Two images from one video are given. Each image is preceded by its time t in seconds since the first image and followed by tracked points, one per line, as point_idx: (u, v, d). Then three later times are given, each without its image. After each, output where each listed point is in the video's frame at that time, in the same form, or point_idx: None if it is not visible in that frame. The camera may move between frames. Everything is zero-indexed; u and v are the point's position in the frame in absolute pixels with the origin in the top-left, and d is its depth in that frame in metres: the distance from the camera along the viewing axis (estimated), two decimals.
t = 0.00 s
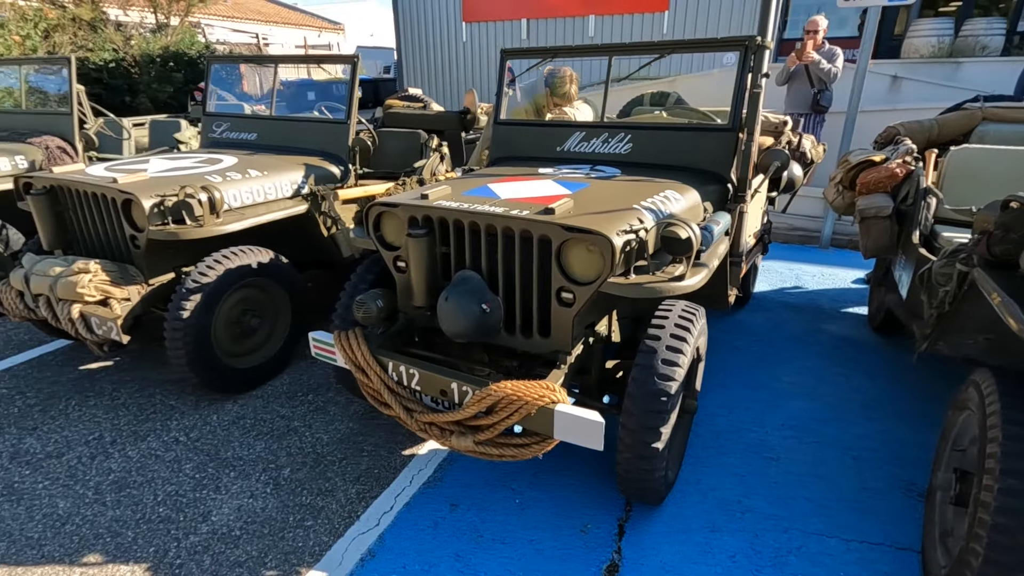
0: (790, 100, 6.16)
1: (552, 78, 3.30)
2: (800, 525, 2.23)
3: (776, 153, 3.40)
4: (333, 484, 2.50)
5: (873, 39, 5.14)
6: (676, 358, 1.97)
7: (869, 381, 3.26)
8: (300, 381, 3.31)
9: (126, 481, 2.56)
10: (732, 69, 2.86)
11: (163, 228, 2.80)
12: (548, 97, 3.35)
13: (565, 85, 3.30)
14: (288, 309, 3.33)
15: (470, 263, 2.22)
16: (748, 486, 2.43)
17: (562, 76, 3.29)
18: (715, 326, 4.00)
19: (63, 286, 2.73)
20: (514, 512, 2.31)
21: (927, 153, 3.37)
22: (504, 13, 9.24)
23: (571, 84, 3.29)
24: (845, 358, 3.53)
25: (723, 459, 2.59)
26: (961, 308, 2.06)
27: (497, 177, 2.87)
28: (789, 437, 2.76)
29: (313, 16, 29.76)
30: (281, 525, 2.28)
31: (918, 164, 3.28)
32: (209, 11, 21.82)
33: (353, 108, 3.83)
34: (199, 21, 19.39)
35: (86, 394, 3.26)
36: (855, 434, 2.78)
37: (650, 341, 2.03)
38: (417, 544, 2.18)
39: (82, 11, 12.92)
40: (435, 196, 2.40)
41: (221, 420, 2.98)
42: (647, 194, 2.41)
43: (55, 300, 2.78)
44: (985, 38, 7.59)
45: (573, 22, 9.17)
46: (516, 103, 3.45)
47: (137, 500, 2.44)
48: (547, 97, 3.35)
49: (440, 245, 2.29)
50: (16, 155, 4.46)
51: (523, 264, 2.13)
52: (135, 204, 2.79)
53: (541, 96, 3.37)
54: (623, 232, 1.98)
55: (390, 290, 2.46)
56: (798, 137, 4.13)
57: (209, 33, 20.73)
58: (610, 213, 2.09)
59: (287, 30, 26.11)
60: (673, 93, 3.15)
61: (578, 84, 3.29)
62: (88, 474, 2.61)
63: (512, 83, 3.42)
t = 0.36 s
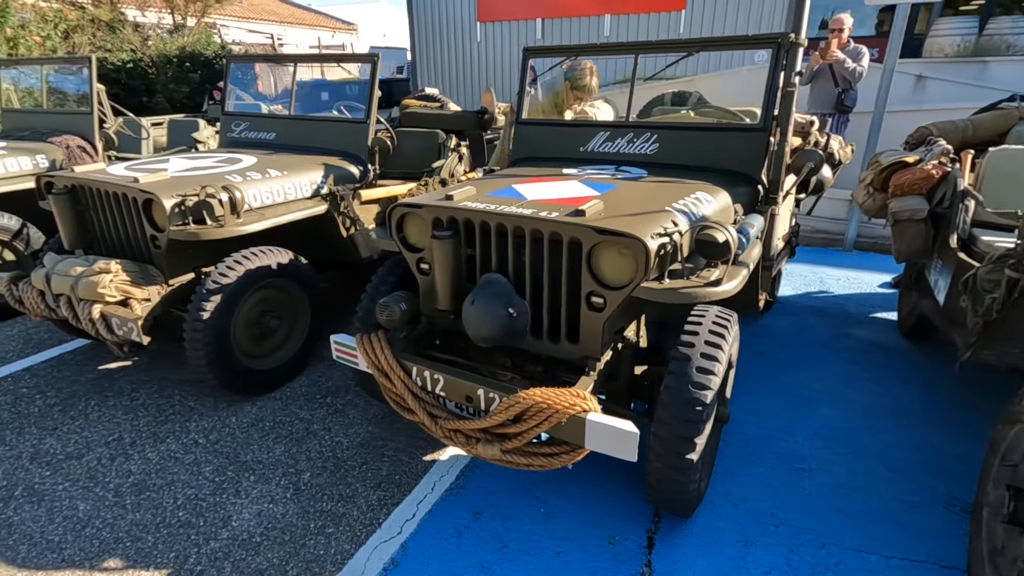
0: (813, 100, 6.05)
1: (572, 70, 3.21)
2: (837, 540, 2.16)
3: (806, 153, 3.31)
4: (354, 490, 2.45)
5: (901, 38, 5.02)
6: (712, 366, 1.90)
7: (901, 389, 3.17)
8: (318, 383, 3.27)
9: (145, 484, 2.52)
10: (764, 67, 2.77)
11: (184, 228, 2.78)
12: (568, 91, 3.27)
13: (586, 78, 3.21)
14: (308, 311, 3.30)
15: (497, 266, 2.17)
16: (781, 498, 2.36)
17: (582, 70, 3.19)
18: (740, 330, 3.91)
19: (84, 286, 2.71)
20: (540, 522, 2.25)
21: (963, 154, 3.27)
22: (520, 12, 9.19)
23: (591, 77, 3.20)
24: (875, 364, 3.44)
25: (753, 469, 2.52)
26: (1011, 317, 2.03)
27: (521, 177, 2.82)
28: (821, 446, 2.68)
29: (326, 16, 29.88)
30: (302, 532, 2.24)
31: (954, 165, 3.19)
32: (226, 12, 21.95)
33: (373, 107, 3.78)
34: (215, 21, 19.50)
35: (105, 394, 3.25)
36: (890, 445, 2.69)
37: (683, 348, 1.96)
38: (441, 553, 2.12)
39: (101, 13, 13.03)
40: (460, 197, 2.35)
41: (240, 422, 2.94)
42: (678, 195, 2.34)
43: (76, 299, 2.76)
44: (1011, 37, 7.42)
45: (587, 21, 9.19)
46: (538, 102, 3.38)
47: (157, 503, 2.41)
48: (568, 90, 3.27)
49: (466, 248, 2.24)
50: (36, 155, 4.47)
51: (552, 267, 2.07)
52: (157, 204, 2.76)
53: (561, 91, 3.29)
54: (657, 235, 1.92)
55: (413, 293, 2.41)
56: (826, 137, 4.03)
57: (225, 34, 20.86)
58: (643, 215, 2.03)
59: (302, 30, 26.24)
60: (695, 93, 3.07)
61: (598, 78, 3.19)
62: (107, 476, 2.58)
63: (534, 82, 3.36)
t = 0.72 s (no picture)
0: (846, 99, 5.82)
1: (597, 63, 3.10)
2: (892, 570, 2.02)
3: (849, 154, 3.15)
4: (376, 506, 2.34)
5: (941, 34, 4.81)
6: (763, 385, 1.77)
7: (948, 403, 3.01)
8: (337, 390, 3.17)
9: (161, 496, 2.43)
10: (809, 63, 2.62)
11: (201, 230, 2.69)
12: (593, 85, 3.16)
13: (611, 70, 3.08)
14: (326, 315, 3.20)
15: (529, 274, 2.05)
16: (829, 522, 2.22)
17: (608, 62, 3.08)
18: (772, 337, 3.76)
19: (99, 288, 2.63)
20: (572, 544, 2.13)
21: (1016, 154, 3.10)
22: (538, 8, 9.06)
23: (617, 68, 3.08)
24: (918, 375, 3.28)
25: (797, 489, 2.38)
26: None
27: (551, 178, 2.69)
28: (867, 464, 2.53)
29: (341, 14, 29.90)
30: (323, 551, 2.13)
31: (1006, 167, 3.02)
32: (242, 10, 22.00)
33: (394, 105, 3.66)
34: (232, 18, 19.55)
35: (120, 398, 3.17)
36: (941, 464, 2.54)
37: (731, 364, 1.83)
38: None
39: (120, 11, 13.05)
40: (489, 199, 2.23)
41: (257, 430, 2.85)
42: (721, 198, 2.20)
43: (91, 302, 2.68)
44: None
45: (606, 17, 9.06)
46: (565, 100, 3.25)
47: (172, 516, 2.32)
48: (593, 85, 3.15)
49: (495, 253, 2.12)
50: (54, 153, 4.42)
51: (589, 275, 1.94)
52: (174, 204, 2.68)
53: (587, 86, 3.17)
54: (705, 242, 1.79)
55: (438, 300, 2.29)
56: (864, 136, 3.86)
57: (241, 32, 20.93)
58: (687, 220, 1.90)
59: (318, 28, 26.27)
60: (724, 91, 2.90)
61: (625, 69, 3.07)
62: (122, 486, 2.49)
63: (561, 80, 3.22)
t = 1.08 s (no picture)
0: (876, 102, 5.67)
1: (621, 65, 2.99)
2: None
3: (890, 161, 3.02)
4: (399, 528, 2.25)
5: (974, 34, 4.66)
6: (816, 413, 1.66)
7: (992, 422, 2.88)
8: (355, 402, 3.09)
9: (176, 514, 2.36)
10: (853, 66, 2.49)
11: (218, 238, 2.61)
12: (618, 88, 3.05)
13: (635, 72, 2.96)
14: (344, 324, 3.12)
15: (562, 289, 1.95)
16: (875, 553, 2.11)
17: (633, 64, 2.97)
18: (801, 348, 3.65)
19: (114, 299, 2.55)
20: (605, 572, 2.03)
21: None
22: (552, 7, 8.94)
23: (643, 71, 2.96)
24: (957, 391, 3.15)
25: (838, 515, 2.28)
26: None
27: (579, 186, 2.59)
28: (911, 488, 2.42)
29: (351, 12, 29.86)
30: None
31: None
32: (254, 8, 22.01)
33: (413, 108, 3.56)
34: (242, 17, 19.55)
35: (134, 408, 3.10)
36: (990, 488, 2.42)
37: (781, 390, 1.73)
38: None
39: (132, 10, 13.03)
40: (519, 210, 2.13)
41: (274, 444, 2.77)
42: (763, 210, 2.10)
43: (106, 313, 2.61)
44: None
45: (620, 16, 8.94)
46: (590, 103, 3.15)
47: (189, 537, 2.24)
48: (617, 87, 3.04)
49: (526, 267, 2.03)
50: (67, 155, 4.37)
51: (626, 293, 1.85)
52: (190, 212, 2.59)
53: (612, 89, 3.06)
54: (754, 260, 1.68)
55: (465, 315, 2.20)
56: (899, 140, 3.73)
57: (253, 31, 20.93)
58: (733, 235, 1.79)
59: (328, 27, 26.25)
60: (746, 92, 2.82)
61: (650, 71, 2.94)
62: (137, 504, 2.42)
63: (587, 82, 3.11)
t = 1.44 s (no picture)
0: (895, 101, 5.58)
1: (651, 63, 2.90)
2: None
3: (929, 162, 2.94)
4: (430, 540, 2.18)
5: (1000, 33, 4.57)
6: (878, 425, 1.60)
7: None
8: (377, 407, 3.02)
9: (200, 525, 2.29)
10: (898, 64, 2.43)
11: (241, 240, 2.55)
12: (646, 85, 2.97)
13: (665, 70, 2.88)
14: (365, 328, 3.05)
15: (605, 295, 1.88)
16: (926, 567, 2.04)
17: (662, 62, 2.88)
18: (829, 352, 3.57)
19: (135, 302, 2.49)
20: None
21: None
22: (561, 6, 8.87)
23: (671, 68, 2.88)
24: (992, 398, 3.08)
25: (883, 527, 2.20)
26: None
27: (613, 188, 2.52)
28: (956, 499, 2.35)
29: (355, 11, 29.80)
30: None
31: None
32: (258, 7, 21.95)
33: (435, 106, 3.49)
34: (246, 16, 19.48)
35: (152, 413, 3.03)
36: None
37: (839, 401, 1.66)
38: None
39: (138, 8, 12.95)
40: (556, 212, 2.05)
41: (297, 451, 2.70)
42: (811, 212, 2.02)
43: (126, 317, 2.55)
44: None
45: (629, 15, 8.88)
46: (615, 102, 3.07)
47: (214, 550, 2.18)
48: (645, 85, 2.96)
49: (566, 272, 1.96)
50: (80, 155, 4.30)
51: (674, 299, 1.78)
52: (213, 213, 2.53)
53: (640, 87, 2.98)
54: (815, 265, 1.61)
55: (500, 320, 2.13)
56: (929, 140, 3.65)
57: (256, 30, 20.87)
58: (788, 239, 1.72)
59: (332, 26, 26.20)
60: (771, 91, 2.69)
61: (680, 68, 2.86)
62: (158, 514, 2.35)
63: (613, 80, 3.04)
